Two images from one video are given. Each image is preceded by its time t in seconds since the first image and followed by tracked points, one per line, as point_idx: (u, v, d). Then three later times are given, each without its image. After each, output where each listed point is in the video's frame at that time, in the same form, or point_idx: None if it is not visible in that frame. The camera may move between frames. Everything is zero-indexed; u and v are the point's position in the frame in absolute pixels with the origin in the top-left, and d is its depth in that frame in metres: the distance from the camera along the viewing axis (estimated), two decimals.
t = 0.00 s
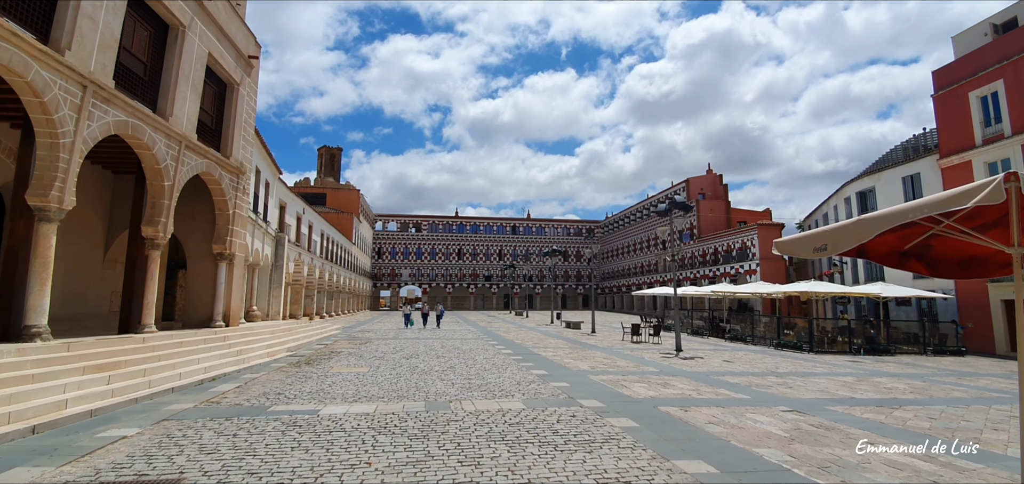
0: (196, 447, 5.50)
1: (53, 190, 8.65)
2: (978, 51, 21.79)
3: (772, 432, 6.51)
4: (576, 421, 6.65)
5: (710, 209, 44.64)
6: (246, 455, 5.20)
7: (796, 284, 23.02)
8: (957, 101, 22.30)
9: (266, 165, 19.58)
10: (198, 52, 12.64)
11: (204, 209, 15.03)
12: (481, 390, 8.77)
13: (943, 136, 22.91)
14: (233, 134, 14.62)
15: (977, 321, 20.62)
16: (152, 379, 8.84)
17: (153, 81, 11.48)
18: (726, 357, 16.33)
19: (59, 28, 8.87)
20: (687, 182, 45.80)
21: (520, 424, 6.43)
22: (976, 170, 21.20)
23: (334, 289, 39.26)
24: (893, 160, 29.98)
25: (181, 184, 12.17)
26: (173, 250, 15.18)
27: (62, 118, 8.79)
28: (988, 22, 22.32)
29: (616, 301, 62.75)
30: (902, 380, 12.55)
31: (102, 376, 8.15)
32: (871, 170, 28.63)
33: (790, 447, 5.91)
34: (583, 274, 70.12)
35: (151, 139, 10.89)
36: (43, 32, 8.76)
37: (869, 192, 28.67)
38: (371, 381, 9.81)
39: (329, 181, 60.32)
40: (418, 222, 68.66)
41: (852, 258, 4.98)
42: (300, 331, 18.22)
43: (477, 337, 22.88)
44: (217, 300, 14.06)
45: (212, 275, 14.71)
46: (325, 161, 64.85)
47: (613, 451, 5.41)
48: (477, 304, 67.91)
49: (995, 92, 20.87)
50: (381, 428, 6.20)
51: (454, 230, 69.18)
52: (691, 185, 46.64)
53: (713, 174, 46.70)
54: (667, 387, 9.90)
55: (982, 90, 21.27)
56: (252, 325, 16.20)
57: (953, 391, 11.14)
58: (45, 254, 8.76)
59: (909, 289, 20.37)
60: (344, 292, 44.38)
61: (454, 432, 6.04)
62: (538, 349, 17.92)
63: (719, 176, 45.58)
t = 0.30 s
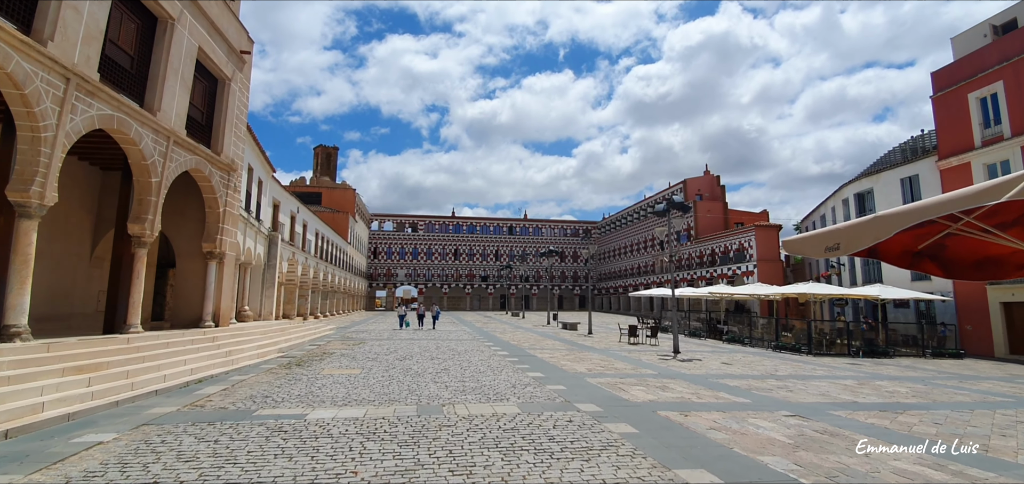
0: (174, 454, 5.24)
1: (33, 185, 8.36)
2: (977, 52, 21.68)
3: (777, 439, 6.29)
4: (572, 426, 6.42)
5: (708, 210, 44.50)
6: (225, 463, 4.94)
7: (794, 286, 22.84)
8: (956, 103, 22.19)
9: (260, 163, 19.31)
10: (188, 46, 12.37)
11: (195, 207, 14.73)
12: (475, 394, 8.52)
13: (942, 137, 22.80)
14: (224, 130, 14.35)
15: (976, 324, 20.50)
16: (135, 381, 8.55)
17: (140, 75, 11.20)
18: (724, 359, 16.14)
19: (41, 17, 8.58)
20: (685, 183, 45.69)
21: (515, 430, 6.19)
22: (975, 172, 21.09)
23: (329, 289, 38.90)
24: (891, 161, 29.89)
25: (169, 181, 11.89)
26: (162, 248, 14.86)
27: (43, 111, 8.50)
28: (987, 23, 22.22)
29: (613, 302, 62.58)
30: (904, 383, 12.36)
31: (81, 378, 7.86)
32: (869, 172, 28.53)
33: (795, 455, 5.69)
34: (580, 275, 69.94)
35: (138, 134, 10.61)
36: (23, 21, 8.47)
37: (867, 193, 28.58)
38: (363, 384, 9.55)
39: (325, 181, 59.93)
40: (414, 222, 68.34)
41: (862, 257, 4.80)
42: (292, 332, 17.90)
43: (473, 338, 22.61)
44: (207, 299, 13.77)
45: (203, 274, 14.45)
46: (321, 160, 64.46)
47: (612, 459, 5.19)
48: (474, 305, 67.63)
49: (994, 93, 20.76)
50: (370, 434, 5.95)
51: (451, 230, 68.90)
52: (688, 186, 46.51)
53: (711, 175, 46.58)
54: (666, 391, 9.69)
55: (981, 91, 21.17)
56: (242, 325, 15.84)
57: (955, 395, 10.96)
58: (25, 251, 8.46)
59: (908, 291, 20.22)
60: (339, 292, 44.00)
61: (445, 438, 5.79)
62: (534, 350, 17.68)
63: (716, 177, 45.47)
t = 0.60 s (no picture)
0: (149, 464, 4.97)
1: (10, 181, 8.05)
2: (976, 54, 21.56)
3: (781, 448, 6.05)
4: (569, 434, 6.17)
5: (705, 211, 44.35)
6: (200, 475, 4.66)
7: (792, 288, 22.65)
8: (955, 104, 22.08)
9: (252, 161, 19.01)
10: (176, 41, 12.08)
11: (184, 205, 14.42)
12: (469, 398, 8.26)
13: (941, 139, 22.70)
14: (214, 128, 14.06)
15: (974, 327, 20.35)
16: (115, 385, 8.23)
17: (126, 69, 10.91)
18: (722, 362, 15.94)
19: (20, 7, 8.28)
20: (682, 185, 45.57)
21: (509, 438, 5.94)
22: (974, 174, 20.97)
23: (323, 289, 38.53)
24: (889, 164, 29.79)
25: (156, 179, 11.59)
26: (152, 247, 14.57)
27: (23, 105, 8.18)
28: (987, 25, 22.11)
29: (609, 304, 62.43)
30: (905, 387, 12.18)
31: (58, 381, 7.54)
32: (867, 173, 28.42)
33: (800, 465, 5.45)
34: (577, 276, 69.74)
35: (124, 130, 10.32)
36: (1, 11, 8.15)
37: (865, 195, 28.47)
38: (353, 388, 9.27)
39: (321, 180, 59.57)
40: (411, 223, 68.00)
41: (875, 259, 4.59)
42: (283, 333, 17.57)
43: (468, 340, 22.35)
44: (195, 299, 13.47)
45: (192, 273, 14.14)
46: (317, 160, 64.07)
47: (610, 470, 4.95)
48: (470, 306, 67.32)
49: (993, 95, 20.64)
50: (357, 442, 5.69)
51: (447, 231, 68.59)
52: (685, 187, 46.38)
53: (708, 176, 46.46)
54: (665, 395, 9.46)
55: (981, 93, 21.05)
56: (232, 326, 15.49)
57: (957, 400, 10.77)
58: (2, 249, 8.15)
59: (907, 293, 20.06)
60: (334, 292, 43.62)
61: (435, 447, 5.54)
62: (529, 353, 17.43)
63: (713, 178, 45.36)
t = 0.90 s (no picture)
0: (126, 472, 4.71)
1: None
2: (978, 55, 21.41)
3: (789, 456, 5.82)
4: (568, 440, 5.93)
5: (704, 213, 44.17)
6: None
7: (792, 290, 22.45)
8: (956, 106, 21.94)
9: (246, 159, 18.72)
10: (167, 34, 11.82)
11: (176, 203, 14.14)
12: (465, 402, 8.01)
13: (942, 141, 22.56)
14: (206, 124, 13.78)
15: (975, 330, 20.17)
16: (99, 387, 7.94)
17: (115, 63, 10.64)
18: (723, 365, 15.74)
19: None
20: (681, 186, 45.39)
21: (506, 445, 5.70)
22: (975, 176, 20.82)
23: (320, 290, 38.23)
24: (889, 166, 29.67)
25: (145, 176, 11.31)
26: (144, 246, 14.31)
27: (5, 97, 7.90)
28: (988, 26, 21.99)
29: (607, 305, 62.27)
30: (908, 391, 11.99)
31: (37, 383, 7.25)
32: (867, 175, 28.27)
33: (810, 474, 5.22)
34: (575, 277, 69.55)
35: (111, 125, 10.04)
36: None
37: (865, 197, 28.34)
38: (346, 391, 9.01)
39: (318, 180, 59.22)
40: (408, 223, 67.69)
41: (892, 259, 4.32)
42: (277, 334, 17.27)
43: (465, 341, 22.11)
44: (186, 299, 13.18)
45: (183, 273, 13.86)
46: (315, 159, 63.74)
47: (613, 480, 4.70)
48: (467, 307, 67.04)
49: (995, 96, 20.49)
50: (347, 448, 5.44)
51: (445, 232, 68.31)
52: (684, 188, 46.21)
53: (707, 178, 46.31)
54: (666, 399, 9.25)
55: (982, 94, 20.91)
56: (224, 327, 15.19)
57: (962, 404, 10.58)
58: None
59: (908, 296, 19.88)
60: (330, 293, 43.32)
61: (428, 455, 5.29)
62: (527, 354, 17.20)
63: (712, 180, 45.20)
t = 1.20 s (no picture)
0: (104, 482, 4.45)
1: None
2: (981, 55, 21.23)
3: (801, 465, 5.57)
4: (571, 448, 5.68)
5: (704, 215, 43.95)
6: None
7: (794, 292, 22.22)
8: (959, 107, 21.76)
9: (242, 158, 18.47)
10: (161, 29, 11.58)
11: (169, 202, 13.88)
12: (463, 407, 7.77)
13: (945, 143, 22.38)
14: (201, 121, 13.53)
15: (979, 333, 19.94)
16: (85, 391, 7.66)
17: (106, 57, 10.39)
18: (725, 368, 15.52)
19: None
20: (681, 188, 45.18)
21: (506, 453, 5.45)
22: (978, 178, 20.63)
23: (317, 291, 37.94)
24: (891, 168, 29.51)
25: (137, 174, 11.06)
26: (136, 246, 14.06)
27: None
28: (991, 27, 21.84)
29: (607, 307, 62.02)
30: (914, 395, 11.78)
31: (19, 386, 6.96)
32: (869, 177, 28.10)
33: None
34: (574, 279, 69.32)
35: (101, 121, 9.79)
36: None
37: (867, 199, 28.16)
38: (340, 395, 8.75)
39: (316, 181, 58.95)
40: (407, 224, 67.43)
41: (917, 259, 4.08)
42: (272, 336, 16.98)
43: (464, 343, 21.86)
44: (180, 299, 12.92)
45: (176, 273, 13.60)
46: (313, 160, 63.48)
47: None
48: (466, 308, 66.76)
49: (999, 98, 20.32)
50: (340, 457, 5.18)
51: (444, 233, 68.06)
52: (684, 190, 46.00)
53: (707, 180, 46.12)
54: (669, 404, 9.02)
55: (986, 96, 20.74)
56: (218, 328, 14.92)
57: (970, 409, 10.37)
58: None
59: (912, 299, 19.65)
60: (328, 294, 43.03)
61: (423, 463, 5.04)
62: (527, 357, 16.97)
63: (712, 181, 45.01)
